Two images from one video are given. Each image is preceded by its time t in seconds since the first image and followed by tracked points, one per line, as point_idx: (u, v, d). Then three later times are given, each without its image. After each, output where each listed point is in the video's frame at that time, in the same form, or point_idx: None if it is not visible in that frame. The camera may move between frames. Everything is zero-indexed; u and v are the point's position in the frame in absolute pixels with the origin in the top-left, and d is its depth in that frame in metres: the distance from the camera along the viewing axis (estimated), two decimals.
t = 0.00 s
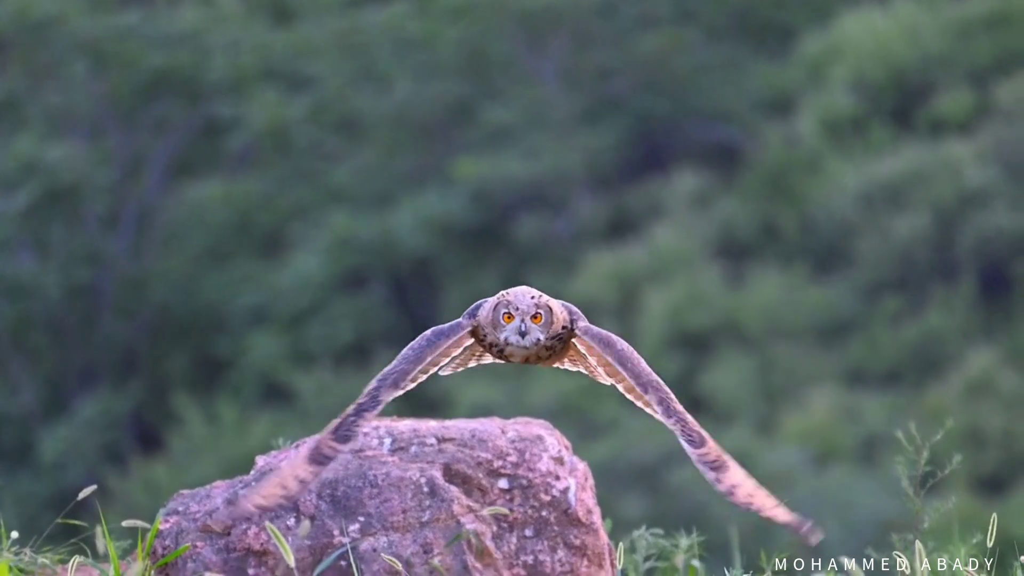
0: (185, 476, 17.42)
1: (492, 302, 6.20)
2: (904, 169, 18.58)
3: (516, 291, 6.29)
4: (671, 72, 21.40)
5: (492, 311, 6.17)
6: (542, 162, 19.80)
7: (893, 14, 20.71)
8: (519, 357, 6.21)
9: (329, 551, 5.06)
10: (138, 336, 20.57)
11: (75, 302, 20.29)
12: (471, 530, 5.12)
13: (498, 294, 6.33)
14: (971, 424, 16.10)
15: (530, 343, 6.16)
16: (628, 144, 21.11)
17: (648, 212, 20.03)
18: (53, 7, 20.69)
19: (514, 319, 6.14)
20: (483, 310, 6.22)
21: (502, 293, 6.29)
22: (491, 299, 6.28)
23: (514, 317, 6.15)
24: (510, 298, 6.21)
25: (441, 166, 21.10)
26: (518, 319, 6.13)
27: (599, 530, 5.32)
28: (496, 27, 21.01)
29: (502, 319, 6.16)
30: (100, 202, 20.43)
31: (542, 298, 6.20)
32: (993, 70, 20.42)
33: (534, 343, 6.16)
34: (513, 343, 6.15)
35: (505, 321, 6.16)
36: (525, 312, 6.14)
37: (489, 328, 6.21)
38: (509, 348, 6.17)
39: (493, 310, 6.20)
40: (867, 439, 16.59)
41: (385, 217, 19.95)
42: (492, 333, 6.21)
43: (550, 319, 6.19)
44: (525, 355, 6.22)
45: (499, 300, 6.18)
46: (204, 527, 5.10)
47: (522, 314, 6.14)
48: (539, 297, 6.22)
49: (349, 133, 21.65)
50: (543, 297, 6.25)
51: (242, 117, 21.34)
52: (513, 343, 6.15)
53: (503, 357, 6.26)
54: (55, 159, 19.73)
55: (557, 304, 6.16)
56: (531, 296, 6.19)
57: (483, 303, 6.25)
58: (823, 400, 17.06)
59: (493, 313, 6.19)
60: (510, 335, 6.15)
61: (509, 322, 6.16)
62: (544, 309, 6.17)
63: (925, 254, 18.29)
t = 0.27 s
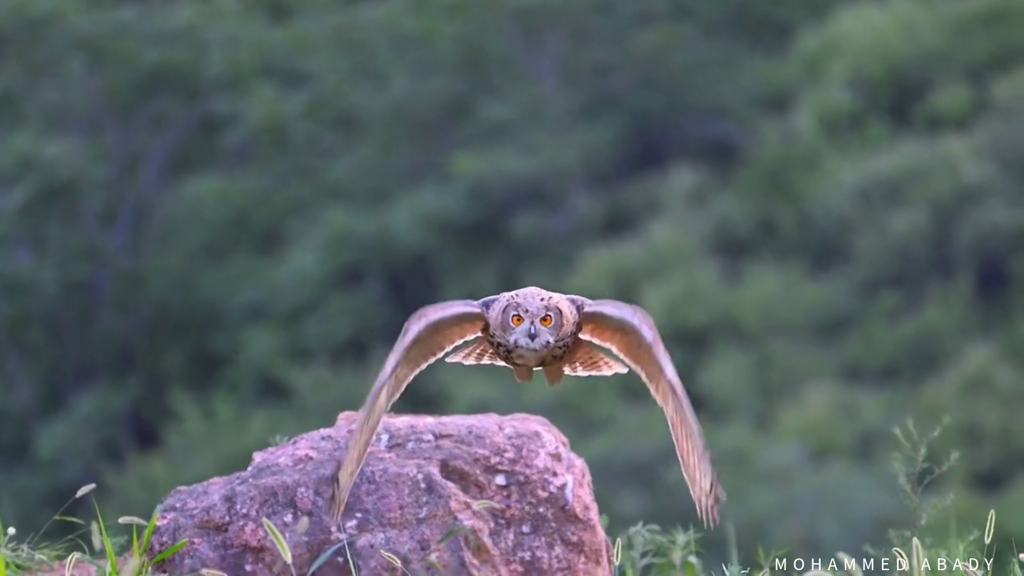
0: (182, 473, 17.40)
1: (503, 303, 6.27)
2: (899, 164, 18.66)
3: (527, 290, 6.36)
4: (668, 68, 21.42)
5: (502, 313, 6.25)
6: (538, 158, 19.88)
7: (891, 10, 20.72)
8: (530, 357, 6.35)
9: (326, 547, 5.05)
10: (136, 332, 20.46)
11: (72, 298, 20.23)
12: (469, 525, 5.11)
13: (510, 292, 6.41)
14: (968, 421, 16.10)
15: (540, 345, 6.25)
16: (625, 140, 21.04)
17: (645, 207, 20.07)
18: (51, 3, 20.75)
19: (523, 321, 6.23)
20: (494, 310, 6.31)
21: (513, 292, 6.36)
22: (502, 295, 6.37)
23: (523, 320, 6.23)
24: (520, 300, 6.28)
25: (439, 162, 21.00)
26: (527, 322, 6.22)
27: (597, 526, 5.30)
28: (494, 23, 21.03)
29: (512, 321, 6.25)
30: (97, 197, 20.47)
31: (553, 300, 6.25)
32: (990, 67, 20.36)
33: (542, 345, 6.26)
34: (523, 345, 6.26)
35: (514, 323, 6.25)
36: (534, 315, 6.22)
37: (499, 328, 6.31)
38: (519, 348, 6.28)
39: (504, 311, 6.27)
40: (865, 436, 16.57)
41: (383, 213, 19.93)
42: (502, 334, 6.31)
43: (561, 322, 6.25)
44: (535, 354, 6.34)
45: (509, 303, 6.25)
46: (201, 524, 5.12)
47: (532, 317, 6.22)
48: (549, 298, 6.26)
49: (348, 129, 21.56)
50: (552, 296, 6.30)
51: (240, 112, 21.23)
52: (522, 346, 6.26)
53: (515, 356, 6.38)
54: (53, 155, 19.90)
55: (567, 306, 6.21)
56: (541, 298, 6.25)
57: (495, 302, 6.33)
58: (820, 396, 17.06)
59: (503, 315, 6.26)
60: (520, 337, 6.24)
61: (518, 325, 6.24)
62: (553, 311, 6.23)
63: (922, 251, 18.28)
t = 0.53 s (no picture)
0: (178, 468, 17.40)
1: (514, 314, 6.07)
2: (896, 160, 18.61)
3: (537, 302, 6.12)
4: (664, 64, 21.37)
5: (513, 322, 6.06)
6: (535, 154, 19.96)
7: (887, 8, 20.70)
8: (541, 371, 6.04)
9: (320, 543, 4.79)
10: (131, 328, 20.39)
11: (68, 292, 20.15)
12: (465, 522, 4.83)
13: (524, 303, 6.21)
14: (963, 417, 16.11)
15: (550, 356, 5.96)
16: (621, 135, 20.95)
17: (640, 202, 19.76)
18: None
19: (534, 331, 5.97)
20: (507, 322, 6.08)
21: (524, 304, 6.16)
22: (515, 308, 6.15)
23: (534, 329, 5.98)
24: (530, 309, 6.04)
25: (434, 158, 21.01)
26: (537, 331, 5.95)
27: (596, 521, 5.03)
28: (490, 20, 21.09)
29: (522, 331, 6.01)
30: (92, 192, 20.53)
31: (563, 311, 6.02)
32: (985, 62, 20.42)
33: (553, 355, 5.96)
34: (533, 356, 5.97)
35: (524, 333, 5.99)
36: (544, 324, 5.97)
37: (510, 341, 6.06)
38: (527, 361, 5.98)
39: (515, 322, 6.06)
40: (860, 432, 16.56)
41: (379, 207, 19.92)
42: (513, 345, 6.05)
43: (570, 332, 6.01)
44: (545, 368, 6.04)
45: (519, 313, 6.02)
46: (196, 519, 4.87)
47: (542, 326, 5.97)
48: (559, 308, 6.04)
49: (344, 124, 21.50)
50: (562, 308, 6.08)
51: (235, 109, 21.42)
52: (533, 357, 5.96)
53: (526, 371, 6.11)
54: (49, 150, 20.04)
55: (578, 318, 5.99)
56: (551, 308, 6.01)
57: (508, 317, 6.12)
58: (816, 392, 17.07)
59: (514, 325, 6.06)
60: (529, 348, 5.96)
61: (528, 335, 5.98)
62: (564, 322, 6.01)
63: (916, 248, 18.31)
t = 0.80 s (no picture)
0: (172, 465, 17.44)
1: (523, 326, 6.94)
2: (892, 156, 18.40)
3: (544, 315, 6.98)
4: (659, 61, 21.27)
5: (521, 333, 6.91)
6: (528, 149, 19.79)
7: (882, 5, 20.69)
8: (548, 384, 6.81)
9: (316, 537, 5.70)
10: (126, 326, 20.34)
11: (62, 289, 20.37)
12: (456, 516, 5.75)
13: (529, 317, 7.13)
14: (958, 413, 16.13)
15: (558, 364, 6.76)
16: (618, 131, 20.74)
17: (633, 199, 19.78)
18: None
19: (542, 341, 6.79)
20: (515, 335, 6.93)
21: (532, 317, 7.02)
22: (522, 323, 7.01)
23: (542, 339, 6.80)
24: (538, 321, 6.90)
25: (427, 154, 20.59)
26: (545, 340, 6.78)
27: (585, 518, 6.05)
28: (484, 18, 21.03)
29: (530, 341, 6.84)
30: (87, 189, 20.64)
31: (569, 323, 6.87)
32: (979, 59, 20.27)
33: (561, 365, 6.76)
34: (540, 366, 6.76)
35: (533, 343, 6.81)
36: (552, 334, 6.80)
37: (520, 351, 6.87)
38: (536, 369, 6.76)
39: (522, 334, 6.92)
40: (854, 427, 16.56)
41: (373, 206, 20.03)
42: (522, 355, 6.86)
43: (576, 343, 6.83)
44: (552, 377, 6.80)
45: (530, 324, 6.87)
46: (191, 515, 5.78)
47: (550, 337, 6.79)
48: (566, 320, 6.90)
49: (339, 119, 21.26)
50: (570, 321, 6.94)
51: (229, 105, 21.40)
52: (540, 366, 6.76)
53: (534, 386, 6.85)
54: (43, 148, 20.17)
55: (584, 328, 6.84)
56: (559, 321, 6.86)
57: (517, 330, 6.97)
58: (810, 389, 17.10)
59: (522, 336, 6.91)
60: (538, 356, 6.76)
61: (537, 344, 6.80)
62: (571, 332, 6.84)
63: (911, 242, 18.28)
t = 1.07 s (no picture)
0: (165, 464, 17.41)
1: (528, 337, 7.34)
2: (885, 154, 18.53)
3: (550, 326, 7.39)
4: (654, 57, 21.10)
5: (527, 344, 7.30)
6: (522, 148, 19.87)
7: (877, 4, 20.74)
8: (552, 392, 7.23)
9: (308, 535, 6.01)
10: (119, 323, 20.23)
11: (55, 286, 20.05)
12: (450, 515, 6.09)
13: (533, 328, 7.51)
14: (951, 412, 16.15)
15: (563, 375, 7.17)
16: (610, 131, 20.80)
17: (627, 198, 19.84)
18: None
19: (547, 352, 7.20)
20: (521, 347, 7.32)
21: (536, 328, 7.44)
22: (528, 334, 7.41)
23: (547, 351, 7.21)
24: (544, 332, 7.31)
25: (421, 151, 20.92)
26: (550, 352, 7.18)
27: (576, 517, 6.38)
28: (477, 16, 21.20)
29: (536, 352, 7.24)
30: (80, 187, 20.60)
31: (574, 335, 7.30)
32: (974, 58, 20.35)
33: (566, 375, 7.18)
34: (546, 376, 7.17)
35: (539, 354, 7.22)
36: (557, 346, 7.21)
37: (526, 362, 7.27)
38: (541, 379, 7.18)
39: (528, 345, 7.32)
40: (846, 426, 16.56)
41: (365, 209, 20.00)
42: (528, 366, 7.26)
43: (581, 354, 7.26)
44: (557, 388, 7.22)
45: (536, 335, 7.28)
46: (184, 514, 6.09)
47: (556, 348, 7.21)
48: (570, 330, 7.33)
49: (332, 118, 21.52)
50: (574, 332, 7.37)
51: (223, 103, 21.22)
52: (546, 377, 7.16)
53: (539, 396, 7.29)
54: (36, 146, 20.10)
55: (588, 339, 7.26)
56: (564, 332, 7.29)
57: (521, 341, 7.38)
58: (803, 387, 17.05)
59: (527, 347, 7.31)
60: (544, 367, 7.17)
61: (543, 356, 7.21)
62: (576, 343, 7.28)
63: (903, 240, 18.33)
